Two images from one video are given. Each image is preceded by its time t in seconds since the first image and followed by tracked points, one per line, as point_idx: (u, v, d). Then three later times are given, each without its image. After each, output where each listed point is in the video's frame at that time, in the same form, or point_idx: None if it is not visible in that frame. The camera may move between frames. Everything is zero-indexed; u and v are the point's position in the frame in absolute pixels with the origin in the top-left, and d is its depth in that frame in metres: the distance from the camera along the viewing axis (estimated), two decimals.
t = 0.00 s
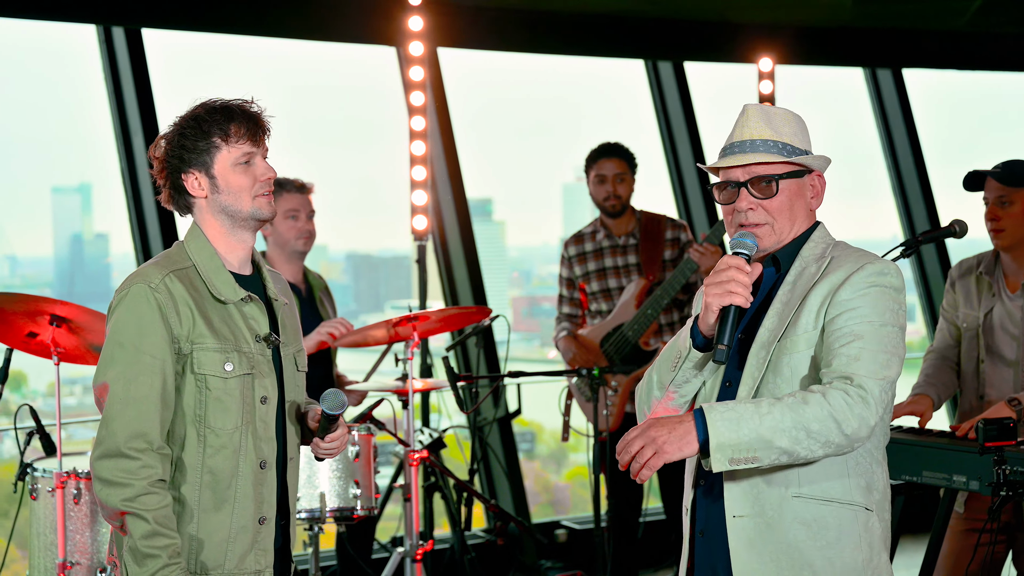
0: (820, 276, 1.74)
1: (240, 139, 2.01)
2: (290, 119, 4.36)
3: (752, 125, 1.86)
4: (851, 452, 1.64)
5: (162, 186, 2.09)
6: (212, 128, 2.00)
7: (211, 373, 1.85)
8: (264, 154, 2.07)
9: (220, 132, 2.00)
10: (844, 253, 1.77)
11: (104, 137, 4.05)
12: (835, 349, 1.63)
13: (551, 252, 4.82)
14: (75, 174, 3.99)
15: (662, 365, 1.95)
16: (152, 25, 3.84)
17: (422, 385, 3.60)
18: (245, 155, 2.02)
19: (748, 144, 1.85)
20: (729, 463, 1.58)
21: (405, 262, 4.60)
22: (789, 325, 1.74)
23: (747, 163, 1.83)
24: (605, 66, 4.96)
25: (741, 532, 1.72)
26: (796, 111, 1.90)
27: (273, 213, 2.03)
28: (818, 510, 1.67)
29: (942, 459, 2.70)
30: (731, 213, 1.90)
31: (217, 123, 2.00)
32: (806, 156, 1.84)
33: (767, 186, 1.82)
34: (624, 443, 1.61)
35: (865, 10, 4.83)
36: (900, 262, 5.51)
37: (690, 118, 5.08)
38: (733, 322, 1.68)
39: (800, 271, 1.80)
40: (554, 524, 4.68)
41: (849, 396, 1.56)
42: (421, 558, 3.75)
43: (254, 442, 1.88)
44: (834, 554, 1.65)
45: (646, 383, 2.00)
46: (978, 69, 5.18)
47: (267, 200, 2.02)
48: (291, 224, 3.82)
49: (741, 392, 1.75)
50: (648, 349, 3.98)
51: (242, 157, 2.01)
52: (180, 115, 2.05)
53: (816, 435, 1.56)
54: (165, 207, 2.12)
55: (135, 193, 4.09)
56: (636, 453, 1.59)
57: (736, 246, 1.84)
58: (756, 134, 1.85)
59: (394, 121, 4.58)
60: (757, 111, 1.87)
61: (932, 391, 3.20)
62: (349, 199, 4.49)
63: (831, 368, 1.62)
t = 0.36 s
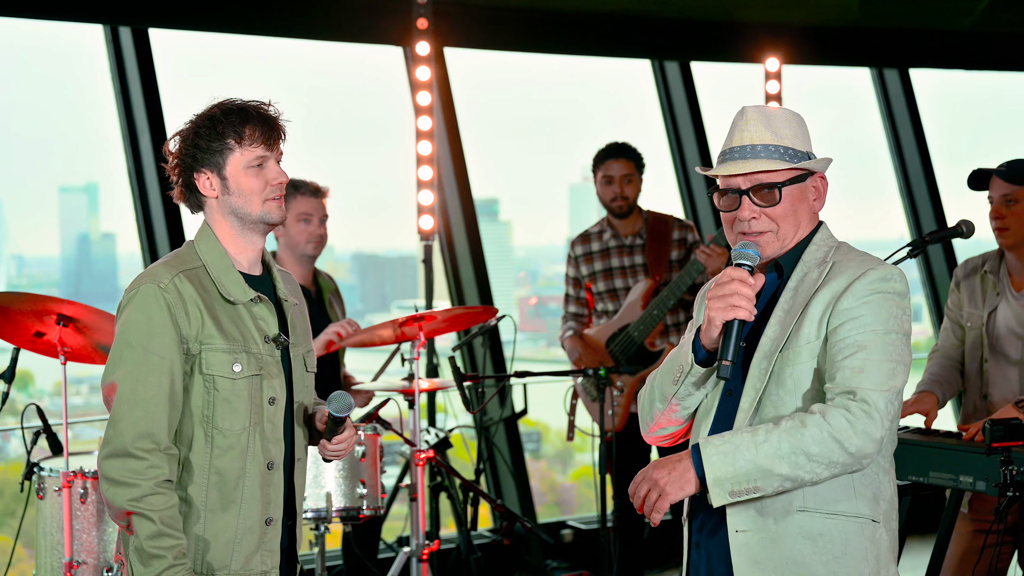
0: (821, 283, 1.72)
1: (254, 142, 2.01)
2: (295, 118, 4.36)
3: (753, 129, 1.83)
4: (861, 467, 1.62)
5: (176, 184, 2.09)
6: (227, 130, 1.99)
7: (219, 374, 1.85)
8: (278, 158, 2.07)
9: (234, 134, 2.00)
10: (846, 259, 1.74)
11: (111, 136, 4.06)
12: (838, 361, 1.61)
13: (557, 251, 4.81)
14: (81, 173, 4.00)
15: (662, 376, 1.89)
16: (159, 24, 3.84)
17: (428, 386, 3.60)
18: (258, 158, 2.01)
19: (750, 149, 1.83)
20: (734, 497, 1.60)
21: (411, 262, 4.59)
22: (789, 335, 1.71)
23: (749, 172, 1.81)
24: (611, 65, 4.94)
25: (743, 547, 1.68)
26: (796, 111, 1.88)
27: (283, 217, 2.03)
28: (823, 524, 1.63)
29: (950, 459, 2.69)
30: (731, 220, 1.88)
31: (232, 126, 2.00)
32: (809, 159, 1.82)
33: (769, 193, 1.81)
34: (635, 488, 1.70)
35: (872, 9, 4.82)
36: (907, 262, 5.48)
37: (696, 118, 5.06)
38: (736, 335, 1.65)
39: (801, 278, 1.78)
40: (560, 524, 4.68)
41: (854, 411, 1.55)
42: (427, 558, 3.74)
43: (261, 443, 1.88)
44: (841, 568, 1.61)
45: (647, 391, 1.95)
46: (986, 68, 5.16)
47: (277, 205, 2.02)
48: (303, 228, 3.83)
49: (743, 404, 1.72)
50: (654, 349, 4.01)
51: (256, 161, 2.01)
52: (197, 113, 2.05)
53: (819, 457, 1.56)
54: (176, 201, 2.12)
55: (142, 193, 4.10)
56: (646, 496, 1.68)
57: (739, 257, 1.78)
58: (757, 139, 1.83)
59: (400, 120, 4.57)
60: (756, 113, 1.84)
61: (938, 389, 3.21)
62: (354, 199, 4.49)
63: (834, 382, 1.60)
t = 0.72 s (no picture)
0: (837, 280, 1.68)
1: (260, 143, 2.01)
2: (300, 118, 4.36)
3: (781, 113, 1.80)
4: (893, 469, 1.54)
5: (185, 184, 2.10)
6: (233, 131, 1.99)
7: (225, 376, 1.85)
8: (285, 159, 2.07)
9: (240, 135, 2.00)
10: (859, 255, 1.71)
11: (115, 136, 4.07)
12: (870, 360, 1.55)
13: (561, 252, 4.81)
14: (86, 173, 4.00)
15: (663, 369, 1.82)
16: (163, 25, 3.84)
17: (432, 386, 3.60)
18: (265, 159, 2.01)
19: (774, 132, 1.79)
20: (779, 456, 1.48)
21: (415, 262, 4.60)
22: (807, 332, 1.66)
23: (769, 152, 1.78)
24: (616, 65, 4.94)
25: (752, 555, 1.64)
26: (830, 107, 1.85)
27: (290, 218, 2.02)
28: (830, 531, 1.60)
29: (954, 459, 2.68)
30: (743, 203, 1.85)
31: (237, 127, 2.00)
32: (832, 154, 1.78)
33: (786, 179, 1.77)
34: (664, 402, 1.50)
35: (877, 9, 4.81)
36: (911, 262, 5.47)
37: (700, 117, 5.06)
38: (746, 327, 1.60)
39: (813, 275, 1.74)
40: (563, 524, 4.67)
41: (904, 405, 1.47)
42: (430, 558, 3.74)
43: (267, 446, 1.88)
44: None
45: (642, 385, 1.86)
46: (991, 67, 5.15)
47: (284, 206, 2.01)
48: (307, 227, 3.83)
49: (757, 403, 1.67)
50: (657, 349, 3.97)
51: (262, 162, 2.01)
52: (203, 114, 2.06)
53: (869, 443, 1.46)
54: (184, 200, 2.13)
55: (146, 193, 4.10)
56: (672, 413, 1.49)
57: (745, 246, 1.76)
58: (783, 123, 1.79)
59: (404, 120, 4.58)
60: (788, 99, 1.81)
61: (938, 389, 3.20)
62: (358, 199, 4.49)
63: (871, 379, 1.53)
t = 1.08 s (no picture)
0: (865, 289, 1.57)
1: (263, 143, 2.02)
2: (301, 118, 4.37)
3: (774, 122, 1.66)
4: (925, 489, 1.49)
5: (194, 184, 2.11)
6: (236, 131, 2.01)
7: (228, 377, 1.85)
8: (289, 159, 2.07)
9: (242, 135, 2.01)
10: (879, 264, 1.60)
11: (117, 136, 4.07)
12: (904, 379, 1.47)
13: (561, 251, 4.82)
14: (87, 173, 4.00)
15: (677, 388, 1.57)
16: (165, 24, 3.85)
17: (433, 385, 3.59)
18: (267, 159, 2.01)
19: (770, 143, 1.65)
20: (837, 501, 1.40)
21: (416, 261, 4.60)
22: (836, 347, 1.54)
23: (770, 166, 1.63)
24: (617, 64, 4.93)
25: None
26: (817, 106, 1.72)
27: (293, 219, 2.02)
28: (865, 549, 1.49)
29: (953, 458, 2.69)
30: (740, 219, 1.69)
31: (240, 127, 2.01)
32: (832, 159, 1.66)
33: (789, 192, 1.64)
34: (781, 443, 1.32)
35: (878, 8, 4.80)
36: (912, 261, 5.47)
37: (700, 117, 5.06)
38: (767, 345, 1.45)
39: (832, 285, 1.60)
40: (563, 524, 4.67)
41: (954, 429, 1.41)
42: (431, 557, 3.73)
43: (269, 447, 1.88)
44: None
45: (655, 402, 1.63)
46: (992, 67, 5.14)
47: (287, 206, 2.01)
48: (308, 227, 3.84)
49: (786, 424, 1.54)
50: (659, 348, 3.95)
51: (264, 161, 2.01)
52: (209, 114, 2.07)
53: (927, 475, 1.39)
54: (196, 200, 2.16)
55: (147, 193, 4.10)
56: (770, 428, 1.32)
57: (755, 258, 1.56)
58: (779, 132, 1.65)
59: (406, 120, 4.58)
60: (780, 106, 1.67)
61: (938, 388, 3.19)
62: (359, 199, 4.48)
63: (909, 401, 1.45)
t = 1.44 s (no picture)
0: (868, 292, 1.55)
1: (266, 143, 2.01)
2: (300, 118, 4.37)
3: (768, 111, 1.63)
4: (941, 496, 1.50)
5: (202, 184, 2.13)
6: (240, 132, 2.01)
7: (230, 380, 1.85)
8: (292, 159, 2.06)
9: (244, 135, 2.01)
10: (881, 264, 1.59)
11: (116, 136, 4.06)
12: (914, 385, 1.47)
13: (561, 251, 4.82)
14: (85, 173, 4.00)
15: (667, 385, 1.54)
16: (164, 24, 3.85)
17: (432, 385, 3.59)
18: (268, 159, 2.01)
19: (764, 132, 1.62)
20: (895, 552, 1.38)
21: (415, 261, 4.60)
22: (844, 352, 1.52)
23: (764, 156, 1.60)
24: (616, 64, 4.94)
25: None
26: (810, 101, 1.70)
27: (294, 221, 2.01)
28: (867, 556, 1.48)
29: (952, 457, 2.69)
30: (733, 211, 1.66)
31: (244, 127, 2.01)
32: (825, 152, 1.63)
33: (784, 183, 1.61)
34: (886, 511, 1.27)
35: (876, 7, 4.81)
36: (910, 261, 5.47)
37: (699, 117, 5.06)
38: (762, 341, 1.46)
39: (833, 286, 1.58)
40: (562, 524, 4.67)
41: (979, 441, 1.42)
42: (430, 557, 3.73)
43: (271, 450, 1.88)
44: None
45: (645, 401, 1.60)
46: (991, 67, 5.15)
47: (288, 208, 2.01)
48: (309, 228, 3.84)
49: (792, 428, 1.51)
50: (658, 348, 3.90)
51: (266, 162, 2.01)
52: (215, 114, 2.08)
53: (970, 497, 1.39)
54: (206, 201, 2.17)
55: (145, 192, 4.10)
56: (880, 518, 1.26)
57: (750, 253, 1.55)
58: (773, 122, 1.62)
59: (405, 120, 4.58)
60: (774, 96, 1.64)
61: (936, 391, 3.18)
62: (358, 199, 4.48)
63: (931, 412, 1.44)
